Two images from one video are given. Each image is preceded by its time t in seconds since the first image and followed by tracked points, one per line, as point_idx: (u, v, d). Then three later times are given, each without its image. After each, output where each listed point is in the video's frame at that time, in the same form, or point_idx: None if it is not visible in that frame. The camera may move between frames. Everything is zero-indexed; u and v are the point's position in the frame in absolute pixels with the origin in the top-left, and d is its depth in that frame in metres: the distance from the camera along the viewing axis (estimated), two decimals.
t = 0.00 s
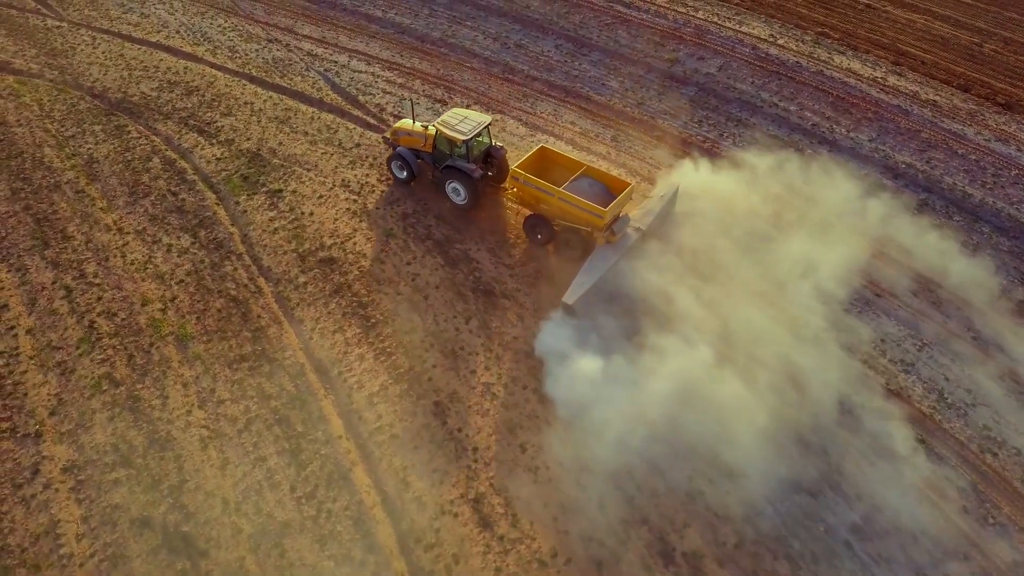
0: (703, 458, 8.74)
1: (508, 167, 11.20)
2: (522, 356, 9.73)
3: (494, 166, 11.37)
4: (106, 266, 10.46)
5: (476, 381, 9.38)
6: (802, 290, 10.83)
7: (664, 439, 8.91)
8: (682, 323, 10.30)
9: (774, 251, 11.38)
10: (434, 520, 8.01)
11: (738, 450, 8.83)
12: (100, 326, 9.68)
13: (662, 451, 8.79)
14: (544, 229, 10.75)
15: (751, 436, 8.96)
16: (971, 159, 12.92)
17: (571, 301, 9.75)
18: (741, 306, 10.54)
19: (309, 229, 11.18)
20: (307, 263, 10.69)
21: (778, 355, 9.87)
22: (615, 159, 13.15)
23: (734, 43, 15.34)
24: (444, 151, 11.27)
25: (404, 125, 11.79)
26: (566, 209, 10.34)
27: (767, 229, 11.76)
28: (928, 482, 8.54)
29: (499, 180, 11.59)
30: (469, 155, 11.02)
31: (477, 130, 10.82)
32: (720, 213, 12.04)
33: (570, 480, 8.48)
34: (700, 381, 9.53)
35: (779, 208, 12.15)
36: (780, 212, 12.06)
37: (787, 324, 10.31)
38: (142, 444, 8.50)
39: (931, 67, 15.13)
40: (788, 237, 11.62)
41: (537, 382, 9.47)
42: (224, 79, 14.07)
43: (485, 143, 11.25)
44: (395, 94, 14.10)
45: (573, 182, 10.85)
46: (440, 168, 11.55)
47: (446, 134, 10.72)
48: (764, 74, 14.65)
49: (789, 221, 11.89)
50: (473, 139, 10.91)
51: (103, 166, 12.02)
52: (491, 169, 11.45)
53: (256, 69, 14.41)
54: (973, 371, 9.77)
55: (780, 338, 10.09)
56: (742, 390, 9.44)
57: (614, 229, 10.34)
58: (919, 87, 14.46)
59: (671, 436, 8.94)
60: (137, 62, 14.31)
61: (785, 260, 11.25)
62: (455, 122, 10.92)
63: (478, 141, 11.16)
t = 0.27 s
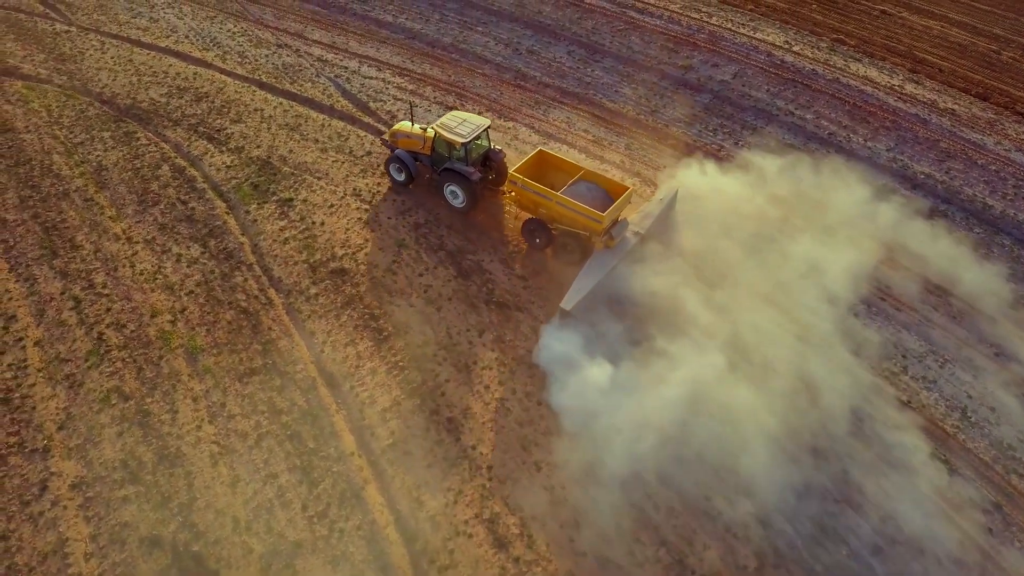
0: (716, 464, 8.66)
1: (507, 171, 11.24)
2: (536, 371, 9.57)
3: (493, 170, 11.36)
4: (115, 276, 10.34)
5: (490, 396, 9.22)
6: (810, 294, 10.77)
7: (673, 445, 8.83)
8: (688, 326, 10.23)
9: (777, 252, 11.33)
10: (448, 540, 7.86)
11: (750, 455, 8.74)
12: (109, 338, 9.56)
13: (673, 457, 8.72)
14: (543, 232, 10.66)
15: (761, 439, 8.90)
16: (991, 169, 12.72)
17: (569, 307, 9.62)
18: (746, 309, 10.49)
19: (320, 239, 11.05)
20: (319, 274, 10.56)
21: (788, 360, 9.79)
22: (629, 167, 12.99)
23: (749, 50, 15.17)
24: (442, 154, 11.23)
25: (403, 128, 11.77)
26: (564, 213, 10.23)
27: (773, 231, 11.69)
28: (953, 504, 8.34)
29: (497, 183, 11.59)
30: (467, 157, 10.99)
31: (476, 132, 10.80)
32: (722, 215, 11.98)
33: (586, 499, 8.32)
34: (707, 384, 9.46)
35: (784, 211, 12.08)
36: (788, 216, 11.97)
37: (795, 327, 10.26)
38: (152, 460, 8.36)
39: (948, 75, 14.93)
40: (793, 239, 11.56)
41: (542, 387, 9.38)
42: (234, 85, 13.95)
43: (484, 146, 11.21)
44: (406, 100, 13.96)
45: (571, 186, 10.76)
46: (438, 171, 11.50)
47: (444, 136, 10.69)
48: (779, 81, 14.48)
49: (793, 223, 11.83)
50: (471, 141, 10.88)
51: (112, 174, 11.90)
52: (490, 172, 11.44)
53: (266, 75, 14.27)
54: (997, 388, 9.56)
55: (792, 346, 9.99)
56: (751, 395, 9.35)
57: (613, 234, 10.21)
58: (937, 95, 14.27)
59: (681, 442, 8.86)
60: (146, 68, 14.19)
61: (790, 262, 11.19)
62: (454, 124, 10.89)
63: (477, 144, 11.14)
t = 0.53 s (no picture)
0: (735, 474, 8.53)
1: (507, 174, 11.26)
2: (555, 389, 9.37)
3: (493, 173, 11.38)
4: (128, 287, 10.21)
5: (508, 415, 9.03)
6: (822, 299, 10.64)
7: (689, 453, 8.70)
8: (699, 331, 10.11)
9: (784, 257, 11.22)
10: (465, 566, 7.68)
11: (768, 466, 8.59)
12: (122, 352, 9.42)
13: (692, 469, 8.57)
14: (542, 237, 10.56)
15: (776, 445, 8.78)
16: (1019, 183, 12.44)
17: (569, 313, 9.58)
18: (757, 313, 10.36)
19: (335, 251, 10.90)
20: (334, 287, 10.40)
21: (804, 365, 9.65)
22: (649, 179, 12.77)
23: (770, 59, 14.93)
24: (443, 157, 11.22)
25: (403, 131, 11.74)
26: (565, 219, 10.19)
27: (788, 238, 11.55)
28: (985, 534, 8.07)
29: (497, 187, 11.58)
30: (468, 161, 10.98)
31: (476, 136, 10.79)
32: (727, 219, 11.90)
33: (604, 521, 8.13)
34: (720, 389, 9.34)
35: (794, 215, 11.95)
36: (801, 223, 11.84)
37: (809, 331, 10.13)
38: (164, 478, 8.21)
39: (974, 85, 14.65)
40: (801, 244, 11.45)
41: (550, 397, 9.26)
42: (249, 92, 13.81)
43: (484, 150, 11.23)
44: (422, 109, 13.79)
45: (572, 192, 10.68)
46: (438, 174, 11.47)
47: (445, 140, 10.67)
48: (801, 92, 14.24)
49: (801, 229, 11.73)
50: (472, 145, 10.87)
51: (125, 182, 11.78)
52: (490, 176, 11.44)
53: (281, 81, 14.13)
54: None
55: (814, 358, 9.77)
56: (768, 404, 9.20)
57: (613, 241, 10.20)
58: (963, 107, 14.00)
59: (699, 451, 8.72)
60: (160, 74, 14.07)
61: (799, 267, 11.08)
62: (454, 128, 10.87)
63: (477, 147, 11.15)
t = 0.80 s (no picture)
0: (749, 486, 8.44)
1: (507, 177, 11.21)
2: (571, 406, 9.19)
3: (493, 176, 11.34)
4: (138, 298, 10.09)
5: (522, 433, 8.86)
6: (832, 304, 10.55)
7: (701, 463, 8.63)
8: (707, 337, 10.02)
9: (790, 261, 11.13)
10: None
11: (783, 483, 8.45)
12: (132, 364, 9.30)
13: (706, 481, 8.48)
14: (541, 242, 10.56)
15: (788, 457, 8.68)
16: None
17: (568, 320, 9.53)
18: (766, 318, 10.28)
19: (348, 262, 10.76)
20: (346, 299, 10.26)
21: (817, 373, 9.56)
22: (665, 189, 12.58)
23: (788, 67, 14.72)
24: (443, 160, 11.19)
25: (403, 134, 11.70)
26: (564, 224, 10.14)
27: (801, 246, 11.38)
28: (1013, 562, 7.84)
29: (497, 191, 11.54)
30: (467, 164, 10.95)
31: (476, 138, 10.79)
32: (730, 222, 11.79)
33: (620, 543, 7.96)
34: (729, 396, 9.26)
35: (805, 221, 11.81)
36: (810, 228, 11.70)
37: (820, 338, 10.04)
38: (173, 495, 8.08)
39: (996, 95, 14.41)
40: (808, 248, 11.34)
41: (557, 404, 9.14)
42: (261, 98, 13.69)
43: (484, 153, 11.19)
44: (435, 116, 13.64)
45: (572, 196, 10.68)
46: (438, 177, 11.44)
47: (445, 142, 10.68)
48: (820, 101, 14.03)
49: (807, 233, 11.62)
50: (472, 148, 10.87)
51: (136, 190, 11.66)
52: (490, 179, 11.39)
53: (294, 87, 14.00)
54: None
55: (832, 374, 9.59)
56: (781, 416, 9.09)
57: (612, 245, 10.18)
58: (985, 117, 13.77)
59: (711, 462, 8.64)
60: (172, 79, 13.96)
61: (806, 271, 10.98)
62: (454, 131, 10.89)
63: (477, 151, 11.11)
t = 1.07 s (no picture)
0: (763, 497, 8.30)
1: (505, 181, 11.16)
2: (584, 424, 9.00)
3: (491, 180, 11.24)
4: (146, 309, 9.97)
5: (535, 452, 8.68)
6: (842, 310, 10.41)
7: (712, 473, 8.48)
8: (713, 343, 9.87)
9: (795, 265, 10.98)
10: None
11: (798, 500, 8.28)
12: (140, 378, 9.18)
13: (719, 492, 8.34)
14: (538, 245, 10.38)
15: (799, 467, 8.54)
16: None
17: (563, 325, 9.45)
18: (773, 323, 10.13)
19: (358, 273, 10.62)
20: (357, 311, 10.11)
21: (830, 382, 9.39)
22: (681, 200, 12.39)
23: (805, 75, 14.52)
24: (441, 163, 11.15)
25: (402, 137, 11.63)
26: (561, 229, 10.10)
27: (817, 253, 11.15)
28: None
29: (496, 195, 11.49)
30: (466, 167, 10.91)
31: (475, 141, 10.79)
32: (734, 226, 11.65)
33: (635, 567, 7.77)
34: (738, 403, 9.11)
35: (816, 227, 11.65)
36: (822, 234, 11.53)
37: (830, 344, 9.90)
38: (180, 514, 7.94)
39: (1017, 105, 14.16)
40: (814, 252, 11.19)
41: (561, 414, 9.00)
42: (271, 105, 13.56)
43: (483, 156, 11.14)
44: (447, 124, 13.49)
45: (569, 201, 10.61)
46: (436, 180, 11.40)
47: (443, 144, 10.70)
48: (838, 110, 13.82)
49: (812, 237, 11.48)
50: (471, 151, 10.86)
51: (145, 198, 11.55)
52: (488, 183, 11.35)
53: (305, 94, 13.86)
54: None
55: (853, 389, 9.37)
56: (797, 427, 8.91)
57: (610, 251, 10.12)
58: (1006, 128, 13.53)
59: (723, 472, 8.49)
60: (182, 85, 13.85)
61: (813, 275, 10.84)
62: (454, 133, 10.92)
63: (476, 154, 11.05)
